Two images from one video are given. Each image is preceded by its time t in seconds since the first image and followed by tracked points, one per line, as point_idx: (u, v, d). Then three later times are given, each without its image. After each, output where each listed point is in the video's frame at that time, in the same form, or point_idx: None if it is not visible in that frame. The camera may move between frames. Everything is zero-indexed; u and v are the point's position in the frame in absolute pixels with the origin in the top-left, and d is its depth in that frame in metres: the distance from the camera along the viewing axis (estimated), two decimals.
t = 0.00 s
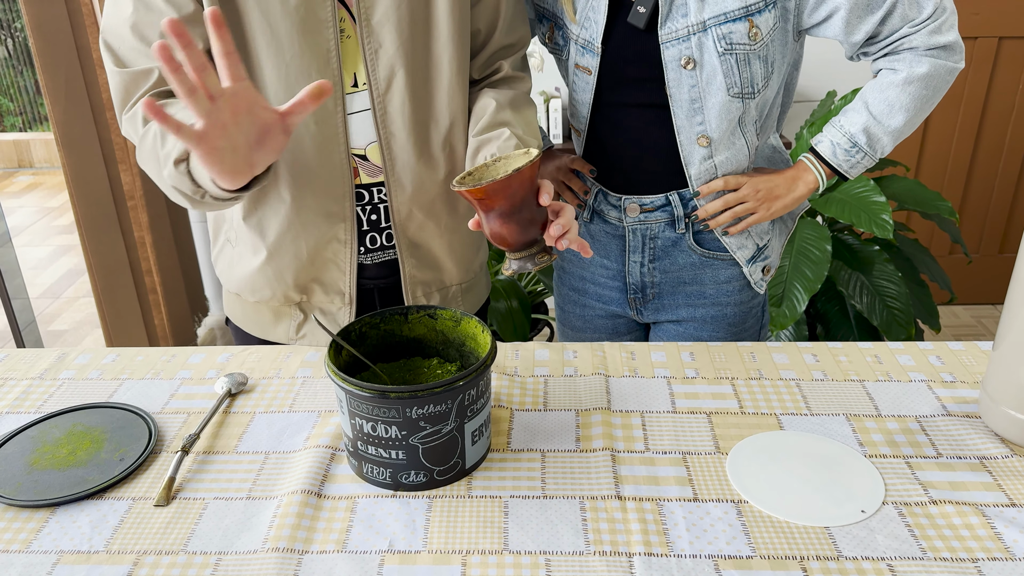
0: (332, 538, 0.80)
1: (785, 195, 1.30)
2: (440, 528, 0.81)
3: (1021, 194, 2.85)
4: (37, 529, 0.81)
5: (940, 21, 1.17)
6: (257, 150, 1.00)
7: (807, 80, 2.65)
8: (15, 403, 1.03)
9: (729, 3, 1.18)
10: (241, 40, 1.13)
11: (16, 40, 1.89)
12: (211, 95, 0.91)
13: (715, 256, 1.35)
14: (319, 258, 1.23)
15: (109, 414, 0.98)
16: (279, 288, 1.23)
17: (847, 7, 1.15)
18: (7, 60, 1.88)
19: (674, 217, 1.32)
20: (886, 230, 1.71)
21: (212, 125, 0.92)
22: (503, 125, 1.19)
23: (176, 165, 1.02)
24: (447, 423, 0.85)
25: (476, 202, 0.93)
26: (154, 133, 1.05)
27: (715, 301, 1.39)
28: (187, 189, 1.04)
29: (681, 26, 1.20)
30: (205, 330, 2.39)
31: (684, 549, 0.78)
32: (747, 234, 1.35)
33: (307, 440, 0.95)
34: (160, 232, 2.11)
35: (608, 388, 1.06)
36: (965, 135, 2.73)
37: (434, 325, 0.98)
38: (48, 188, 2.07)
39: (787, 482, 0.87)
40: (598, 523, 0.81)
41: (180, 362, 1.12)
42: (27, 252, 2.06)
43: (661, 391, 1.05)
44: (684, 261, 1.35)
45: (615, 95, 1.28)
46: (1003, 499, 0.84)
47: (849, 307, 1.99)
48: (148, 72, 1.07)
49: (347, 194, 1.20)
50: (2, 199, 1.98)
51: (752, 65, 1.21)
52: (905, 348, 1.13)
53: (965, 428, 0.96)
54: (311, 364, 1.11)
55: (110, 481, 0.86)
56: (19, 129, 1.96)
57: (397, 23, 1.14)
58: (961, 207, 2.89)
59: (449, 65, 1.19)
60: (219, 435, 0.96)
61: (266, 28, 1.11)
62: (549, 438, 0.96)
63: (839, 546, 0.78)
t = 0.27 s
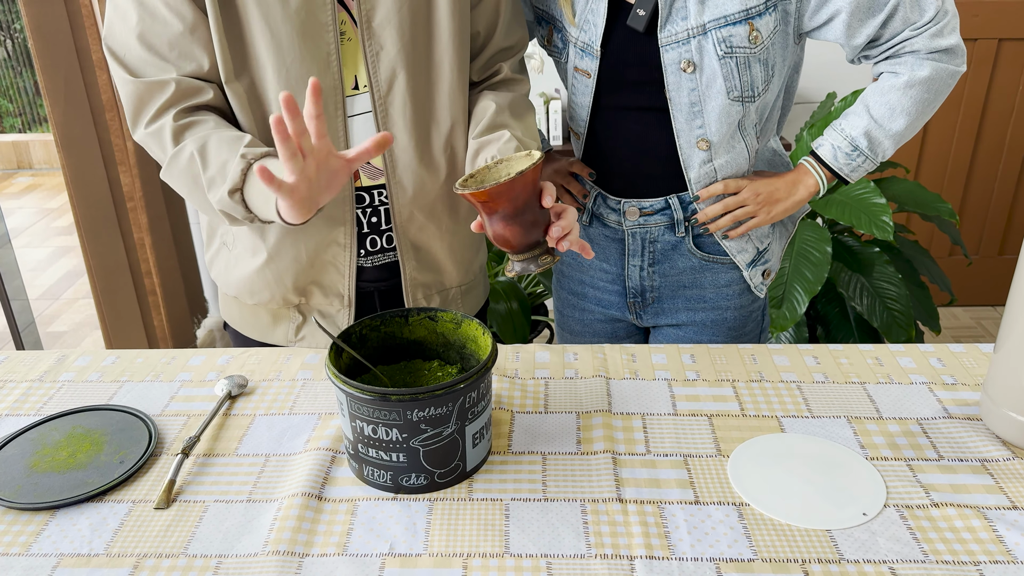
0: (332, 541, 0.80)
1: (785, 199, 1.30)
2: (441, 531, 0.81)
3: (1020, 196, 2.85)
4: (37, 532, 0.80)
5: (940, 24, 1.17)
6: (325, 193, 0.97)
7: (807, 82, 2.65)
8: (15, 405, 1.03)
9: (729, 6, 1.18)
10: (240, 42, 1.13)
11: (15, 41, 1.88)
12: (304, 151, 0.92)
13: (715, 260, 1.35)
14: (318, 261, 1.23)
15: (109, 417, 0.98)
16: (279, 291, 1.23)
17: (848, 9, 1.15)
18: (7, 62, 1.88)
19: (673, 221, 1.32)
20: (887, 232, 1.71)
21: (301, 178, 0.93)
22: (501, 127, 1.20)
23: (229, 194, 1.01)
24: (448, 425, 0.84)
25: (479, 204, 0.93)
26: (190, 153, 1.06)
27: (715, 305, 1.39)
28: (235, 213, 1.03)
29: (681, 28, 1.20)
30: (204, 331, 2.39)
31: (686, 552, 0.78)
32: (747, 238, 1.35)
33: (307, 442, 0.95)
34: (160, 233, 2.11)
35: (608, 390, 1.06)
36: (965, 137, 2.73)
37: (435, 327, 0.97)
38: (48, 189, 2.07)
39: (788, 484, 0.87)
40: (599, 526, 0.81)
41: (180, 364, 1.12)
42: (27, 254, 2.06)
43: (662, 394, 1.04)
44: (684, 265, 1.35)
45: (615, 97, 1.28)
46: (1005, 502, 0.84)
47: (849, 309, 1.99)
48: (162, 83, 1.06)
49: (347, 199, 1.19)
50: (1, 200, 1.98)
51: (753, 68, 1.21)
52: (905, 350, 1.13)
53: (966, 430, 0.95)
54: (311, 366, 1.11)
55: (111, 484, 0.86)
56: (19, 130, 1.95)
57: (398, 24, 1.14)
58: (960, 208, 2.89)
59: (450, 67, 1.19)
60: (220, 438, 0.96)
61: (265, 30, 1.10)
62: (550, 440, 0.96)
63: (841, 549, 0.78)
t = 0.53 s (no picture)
0: (333, 542, 0.80)
1: (785, 203, 1.30)
2: (441, 532, 0.81)
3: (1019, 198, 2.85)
4: (37, 533, 0.80)
5: (941, 27, 1.17)
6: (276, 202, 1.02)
7: (806, 84, 2.65)
8: (15, 406, 1.03)
9: (729, 8, 1.18)
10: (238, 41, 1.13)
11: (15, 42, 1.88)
12: (244, 168, 0.96)
13: (714, 263, 1.36)
14: (318, 262, 1.23)
15: (109, 418, 0.98)
16: (276, 292, 1.23)
17: (848, 12, 1.15)
18: (7, 63, 1.88)
19: (672, 224, 1.32)
20: (886, 233, 1.71)
21: (241, 193, 0.97)
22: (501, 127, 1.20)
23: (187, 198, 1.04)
24: (448, 427, 0.84)
25: (480, 202, 0.93)
26: (159, 152, 1.06)
27: (713, 310, 1.40)
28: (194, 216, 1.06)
29: (681, 31, 1.20)
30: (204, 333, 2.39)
31: (686, 553, 0.78)
32: (747, 242, 1.35)
33: (308, 443, 0.95)
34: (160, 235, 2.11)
35: (608, 391, 1.06)
36: (964, 139, 2.74)
37: (435, 328, 0.97)
38: (48, 190, 2.07)
39: (789, 485, 0.87)
40: (599, 528, 0.81)
41: (180, 365, 1.12)
42: (26, 255, 2.06)
43: (662, 395, 1.04)
44: (683, 269, 1.36)
45: (615, 99, 1.28)
46: (1005, 503, 0.84)
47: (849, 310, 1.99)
48: (143, 83, 1.07)
49: (347, 198, 1.20)
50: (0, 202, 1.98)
51: (753, 72, 1.21)
52: (905, 351, 1.13)
53: (966, 432, 0.96)
54: (311, 367, 1.11)
55: (111, 485, 0.86)
56: (18, 131, 1.95)
57: (398, 26, 1.14)
58: (960, 210, 2.89)
59: (450, 68, 1.19)
60: (220, 439, 0.96)
61: (263, 28, 1.11)
62: (550, 442, 0.96)
63: (841, 550, 0.78)
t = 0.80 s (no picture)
0: (333, 543, 0.80)
1: (786, 207, 1.29)
2: (441, 533, 0.81)
3: (1019, 200, 2.86)
4: (38, 534, 0.81)
5: (942, 32, 1.18)
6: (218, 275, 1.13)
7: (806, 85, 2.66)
8: (15, 407, 1.03)
9: (729, 12, 1.19)
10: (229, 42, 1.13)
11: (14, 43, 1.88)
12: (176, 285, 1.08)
13: (713, 267, 1.36)
14: (288, 262, 1.22)
15: (110, 419, 0.98)
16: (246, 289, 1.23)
17: (848, 15, 1.16)
18: (7, 64, 1.88)
19: (671, 228, 1.32)
20: (886, 235, 1.72)
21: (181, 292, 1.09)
22: (508, 131, 1.21)
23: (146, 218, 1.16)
24: (449, 427, 0.85)
25: (508, 209, 0.93)
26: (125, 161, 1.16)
27: (712, 314, 1.40)
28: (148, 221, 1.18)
29: (681, 33, 1.21)
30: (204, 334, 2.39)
31: (686, 554, 0.78)
32: (746, 246, 1.35)
33: (308, 444, 0.95)
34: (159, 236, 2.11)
35: (608, 392, 1.06)
36: (963, 141, 2.74)
37: (435, 330, 0.98)
38: (48, 191, 2.07)
39: (788, 486, 0.87)
40: (599, 529, 0.81)
41: (179, 366, 1.12)
42: (26, 256, 2.06)
43: (662, 396, 1.05)
44: (682, 273, 1.36)
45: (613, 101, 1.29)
46: (1003, 504, 0.84)
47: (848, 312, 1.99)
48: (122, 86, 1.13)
49: (319, 203, 1.19)
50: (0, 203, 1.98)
51: (753, 75, 1.22)
52: (904, 352, 1.14)
53: (964, 433, 0.96)
54: (311, 369, 1.11)
55: (111, 486, 0.86)
56: (18, 133, 1.96)
57: (397, 34, 1.15)
58: (959, 212, 2.89)
59: (450, 76, 1.19)
60: (220, 440, 0.96)
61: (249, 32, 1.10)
62: (550, 443, 0.96)
63: (840, 551, 0.78)
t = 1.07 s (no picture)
0: (333, 543, 0.80)
1: (789, 211, 1.29)
2: (441, 533, 0.81)
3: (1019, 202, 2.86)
4: (38, 534, 0.81)
5: (947, 36, 1.17)
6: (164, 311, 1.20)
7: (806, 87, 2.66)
8: (16, 407, 1.03)
9: (732, 15, 1.18)
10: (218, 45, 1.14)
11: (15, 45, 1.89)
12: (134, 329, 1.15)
13: (714, 271, 1.36)
14: (275, 263, 1.24)
15: (110, 419, 0.98)
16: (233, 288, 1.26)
17: (853, 20, 1.15)
18: (7, 65, 1.88)
19: (673, 231, 1.32)
20: (886, 236, 1.72)
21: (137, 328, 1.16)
22: (505, 135, 1.21)
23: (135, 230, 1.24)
24: (448, 428, 0.85)
25: (496, 220, 0.93)
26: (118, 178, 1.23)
27: (713, 318, 1.40)
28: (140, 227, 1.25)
29: (683, 37, 1.21)
30: (204, 335, 2.39)
31: (686, 554, 0.78)
32: (748, 250, 1.35)
33: (308, 445, 0.96)
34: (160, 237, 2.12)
35: (608, 394, 1.06)
36: (963, 143, 2.74)
37: (435, 331, 0.98)
38: (48, 193, 2.07)
39: (787, 487, 0.87)
40: (599, 529, 0.81)
41: (179, 367, 1.12)
42: (26, 257, 2.06)
43: (661, 397, 1.05)
44: (683, 276, 1.36)
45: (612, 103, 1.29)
46: (1002, 505, 0.84)
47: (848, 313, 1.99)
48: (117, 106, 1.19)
49: (305, 207, 1.20)
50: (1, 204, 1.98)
51: (756, 79, 1.21)
52: (904, 354, 1.14)
53: (963, 434, 0.96)
54: (310, 369, 1.11)
55: (111, 486, 0.86)
56: (18, 134, 1.96)
57: (386, 38, 1.15)
58: (959, 214, 2.89)
59: (440, 80, 1.19)
60: (220, 440, 0.96)
61: (234, 37, 1.11)
62: (549, 443, 0.96)
63: (839, 551, 0.78)
